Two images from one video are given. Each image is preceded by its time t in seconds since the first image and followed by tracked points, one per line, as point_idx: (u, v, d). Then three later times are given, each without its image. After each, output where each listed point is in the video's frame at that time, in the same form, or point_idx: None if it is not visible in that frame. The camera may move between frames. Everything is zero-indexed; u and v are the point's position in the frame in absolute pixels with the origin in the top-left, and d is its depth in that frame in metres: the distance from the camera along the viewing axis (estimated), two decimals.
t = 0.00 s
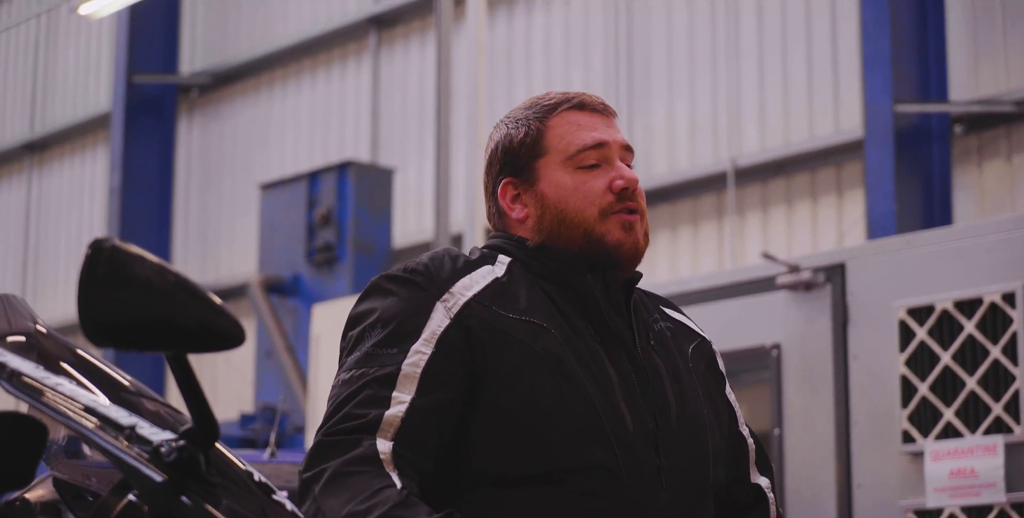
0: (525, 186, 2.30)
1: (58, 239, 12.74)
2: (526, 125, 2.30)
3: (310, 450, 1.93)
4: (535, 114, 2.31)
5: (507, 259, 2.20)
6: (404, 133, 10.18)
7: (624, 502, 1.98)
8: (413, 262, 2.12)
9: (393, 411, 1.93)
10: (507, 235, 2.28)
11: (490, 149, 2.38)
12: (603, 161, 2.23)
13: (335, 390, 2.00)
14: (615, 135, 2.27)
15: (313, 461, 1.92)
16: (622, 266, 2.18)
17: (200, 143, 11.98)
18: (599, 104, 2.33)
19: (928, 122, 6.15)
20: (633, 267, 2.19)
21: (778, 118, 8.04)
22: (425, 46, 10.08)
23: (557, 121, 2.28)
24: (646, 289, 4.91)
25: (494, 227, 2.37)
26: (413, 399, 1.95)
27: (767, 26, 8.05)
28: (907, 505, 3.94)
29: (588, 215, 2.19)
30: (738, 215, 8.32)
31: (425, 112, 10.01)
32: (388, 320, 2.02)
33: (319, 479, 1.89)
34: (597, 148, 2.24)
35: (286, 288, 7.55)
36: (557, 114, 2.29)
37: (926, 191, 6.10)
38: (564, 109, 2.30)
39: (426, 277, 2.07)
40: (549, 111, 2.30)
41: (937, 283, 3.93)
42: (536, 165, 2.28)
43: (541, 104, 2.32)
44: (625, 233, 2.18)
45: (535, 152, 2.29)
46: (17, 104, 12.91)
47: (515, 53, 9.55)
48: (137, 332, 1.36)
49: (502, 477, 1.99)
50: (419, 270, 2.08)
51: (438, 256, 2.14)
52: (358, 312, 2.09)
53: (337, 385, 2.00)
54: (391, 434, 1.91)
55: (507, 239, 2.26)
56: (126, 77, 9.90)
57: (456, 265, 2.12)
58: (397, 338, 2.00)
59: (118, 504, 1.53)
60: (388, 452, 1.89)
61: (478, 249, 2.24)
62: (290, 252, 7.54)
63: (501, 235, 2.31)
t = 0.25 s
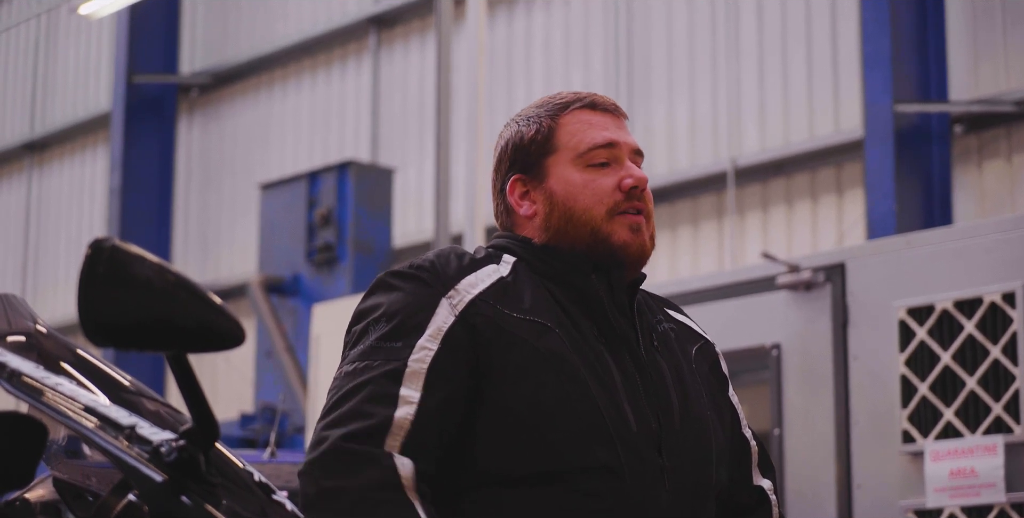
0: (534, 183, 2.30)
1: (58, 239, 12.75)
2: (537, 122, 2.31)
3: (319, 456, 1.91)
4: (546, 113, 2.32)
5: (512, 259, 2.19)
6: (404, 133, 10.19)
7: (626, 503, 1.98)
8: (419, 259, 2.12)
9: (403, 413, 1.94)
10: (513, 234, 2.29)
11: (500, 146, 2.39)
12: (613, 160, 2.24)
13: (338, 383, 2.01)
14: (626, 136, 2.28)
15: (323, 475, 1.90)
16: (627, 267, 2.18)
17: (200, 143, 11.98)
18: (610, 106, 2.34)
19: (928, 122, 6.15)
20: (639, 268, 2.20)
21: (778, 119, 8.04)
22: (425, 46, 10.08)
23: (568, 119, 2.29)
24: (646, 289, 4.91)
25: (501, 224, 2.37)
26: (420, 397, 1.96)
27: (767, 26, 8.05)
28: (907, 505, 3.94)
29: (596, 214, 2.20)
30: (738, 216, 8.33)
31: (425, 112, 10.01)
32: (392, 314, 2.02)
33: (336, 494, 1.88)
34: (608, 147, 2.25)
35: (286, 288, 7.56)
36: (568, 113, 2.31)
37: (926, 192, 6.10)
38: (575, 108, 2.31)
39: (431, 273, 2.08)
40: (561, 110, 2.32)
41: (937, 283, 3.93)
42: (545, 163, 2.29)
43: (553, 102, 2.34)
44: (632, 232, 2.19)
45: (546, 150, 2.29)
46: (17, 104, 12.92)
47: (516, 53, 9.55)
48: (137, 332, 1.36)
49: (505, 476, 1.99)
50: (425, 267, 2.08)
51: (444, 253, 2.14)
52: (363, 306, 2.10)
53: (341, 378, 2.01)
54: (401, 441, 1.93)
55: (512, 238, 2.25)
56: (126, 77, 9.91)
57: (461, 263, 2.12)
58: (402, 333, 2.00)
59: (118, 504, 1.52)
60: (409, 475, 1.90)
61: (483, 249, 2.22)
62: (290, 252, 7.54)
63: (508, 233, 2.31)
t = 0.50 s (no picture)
0: (538, 182, 2.30)
1: (58, 239, 12.75)
2: (544, 122, 2.32)
3: (330, 463, 1.91)
4: (553, 112, 2.33)
5: (516, 256, 2.19)
6: (404, 133, 10.19)
7: (628, 501, 1.98)
8: (423, 258, 2.12)
9: (412, 417, 1.94)
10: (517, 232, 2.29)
11: (507, 145, 2.39)
12: (617, 161, 2.24)
13: (343, 381, 2.01)
14: (631, 137, 2.28)
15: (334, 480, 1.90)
16: (630, 268, 2.19)
17: (200, 142, 11.98)
18: (618, 106, 2.34)
19: (928, 122, 6.14)
20: (642, 270, 2.20)
21: (778, 119, 8.04)
22: (425, 46, 10.08)
23: (575, 118, 2.30)
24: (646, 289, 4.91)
25: (507, 222, 2.37)
26: (429, 398, 1.96)
27: (767, 26, 8.05)
28: (907, 505, 3.94)
29: (598, 215, 2.20)
30: (738, 215, 8.32)
31: (425, 112, 10.01)
32: (397, 313, 2.02)
33: (347, 505, 1.88)
34: (612, 148, 2.24)
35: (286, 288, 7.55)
36: (575, 112, 2.31)
37: (926, 192, 6.10)
38: (583, 108, 2.32)
39: (436, 271, 2.08)
40: (567, 109, 2.32)
41: (937, 282, 3.93)
42: (550, 161, 2.29)
43: (561, 103, 2.34)
44: (633, 235, 2.19)
45: (550, 150, 2.29)
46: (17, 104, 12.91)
47: (515, 53, 9.55)
48: (137, 332, 1.36)
49: (507, 473, 1.99)
50: (430, 265, 2.09)
51: (448, 252, 2.14)
52: (368, 305, 2.09)
53: (347, 377, 2.01)
54: (411, 449, 1.93)
55: (517, 238, 2.24)
56: (126, 78, 9.91)
57: (466, 261, 2.12)
58: (407, 332, 2.00)
59: (118, 504, 1.53)
60: (419, 487, 1.90)
61: (488, 248, 2.22)
62: (290, 252, 7.54)
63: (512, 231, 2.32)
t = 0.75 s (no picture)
0: (538, 187, 2.30)
1: (59, 240, 12.75)
2: (541, 126, 2.31)
3: (324, 448, 1.91)
4: (550, 116, 2.32)
5: (520, 259, 2.18)
6: (404, 133, 10.19)
7: (632, 501, 1.99)
8: (425, 258, 2.12)
9: (410, 411, 1.93)
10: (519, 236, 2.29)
11: (503, 150, 2.39)
12: (616, 163, 2.24)
13: (344, 380, 2.00)
14: (629, 138, 2.28)
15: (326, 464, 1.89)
16: (633, 270, 2.19)
17: (200, 143, 11.98)
18: (614, 108, 2.34)
19: (928, 123, 6.14)
20: (645, 272, 2.20)
21: (778, 119, 8.04)
22: (425, 47, 10.08)
23: (572, 122, 2.29)
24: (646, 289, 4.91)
25: (504, 227, 2.37)
26: (427, 395, 1.95)
27: (767, 26, 8.05)
28: (907, 506, 3.94)
29: (600, 217, 2.20)
30: (738, 216, 8.32)
31: (425, 112, 10.02)
32: (400, 313, 2.02)
33: (334, 482, 1.86)
34: (611, 151, 2.25)
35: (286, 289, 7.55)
36: (572, 116, 2.31)
37: (926, 193, 6.11)
38: (578, 112, 2.31)
39: (439, 272, 2.08)
40: (564, 113, 2.31)
41: (937, 283, 3.93)
42: (549, 166, 2.29)
43: (556, 107, 2.33)
44: (636, 236, 2.19)
45: (548, 154, 2.29)
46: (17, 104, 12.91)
47: (516, 54, 9.55)
48: (137, 333, 1.34)
49: (509, 473, 1.99)
50: (432, 265, 2.08)
51: (451, 252, 2.13)
52: (370, 304, 2.09)
53: (348, 374, 2.00)
54: (406, 441, 1.91)
55: (519, 239, 2.26)
56: (126, 78, 9.91)
57: (469, 262, 2.12)
58: (410, 330, 2.00)
59: (118, 504, 1.52)
60: (406, 473, 1.89)
61: (491, 248, 2.22)
62: (290, 252, 7.54)
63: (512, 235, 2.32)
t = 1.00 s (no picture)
0: (521, 184, 2.37)
1: (59, 241, 12.75)
2: (521, 125, 2.39)
3: (320, 451, 1.95)
4: (529, 115, 2.40)
5: (515, 260, 2.23)
6: (404, 134, 10.19)
7: (632, 500, 2.02)
8: (422, 261, 2.16)
9: (405, 415, 1.96)
10: (507, 235, 2.34)
11: (486, 153, 2.45)
12: (596, 155, 2.32)
13: (342, 385, 2.04)
14: (607, 131, 2.36)
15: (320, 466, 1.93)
16: (625, 264, 2.25)
17: (200, 143, 11.98)
18: (591, 103, 2.42)
19: (928, 123, 6.14)
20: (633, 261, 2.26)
21: (778, 119, 8.04)
22: (425, 47, 10.08)
23: (550, 118, 2.37)
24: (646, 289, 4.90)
25: (490, 227, 2.43)
26: (423, 400, 1.98)
27: (766, 27, 8.06)
28: (907, 506, 3.94)
29: (586, 208, 2.26)
30: (738, 216, 8.32)
31: (425, 112, 10.02)
32: (395, 316, 2.05)
33: (327, 485, 1.90)
34: (591, 143, 2.32)
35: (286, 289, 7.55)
36: (550, 112, 2.38)
37: (926, 193, 6.11)
38: (556, 108, 2.39)
39: (435, 276, 2.11)
40: (544, 110, 2.39)
41: (936, 284, 3.93)
42: (531, 163, 2.36)
43: (536, 106, 2.41)
44: (622, 225, 2.26)
45: (530, 151, 2.36)
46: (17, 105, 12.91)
47: (516, 55, 9.55)
48: (137, 333, 1.32)
49: (509, 475, 2.02)
50: (428, 269, 2.12)
51: (447, 255, 2.17)
52: (366, 309, 2.12)
53: (346, 379, 2.04)
54: (402, 446, 1.94)
55: (511, 240, 2.31)
56: (126, 78, 9.92)
57: (465, 264, 2.16)
58: (408, 334, 2.03)
59: (118, 505, 1.52)
60: (398, 479, 1.91)
61: (484, 251, 2.27)
62: (290, 252, 7.54)
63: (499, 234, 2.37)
